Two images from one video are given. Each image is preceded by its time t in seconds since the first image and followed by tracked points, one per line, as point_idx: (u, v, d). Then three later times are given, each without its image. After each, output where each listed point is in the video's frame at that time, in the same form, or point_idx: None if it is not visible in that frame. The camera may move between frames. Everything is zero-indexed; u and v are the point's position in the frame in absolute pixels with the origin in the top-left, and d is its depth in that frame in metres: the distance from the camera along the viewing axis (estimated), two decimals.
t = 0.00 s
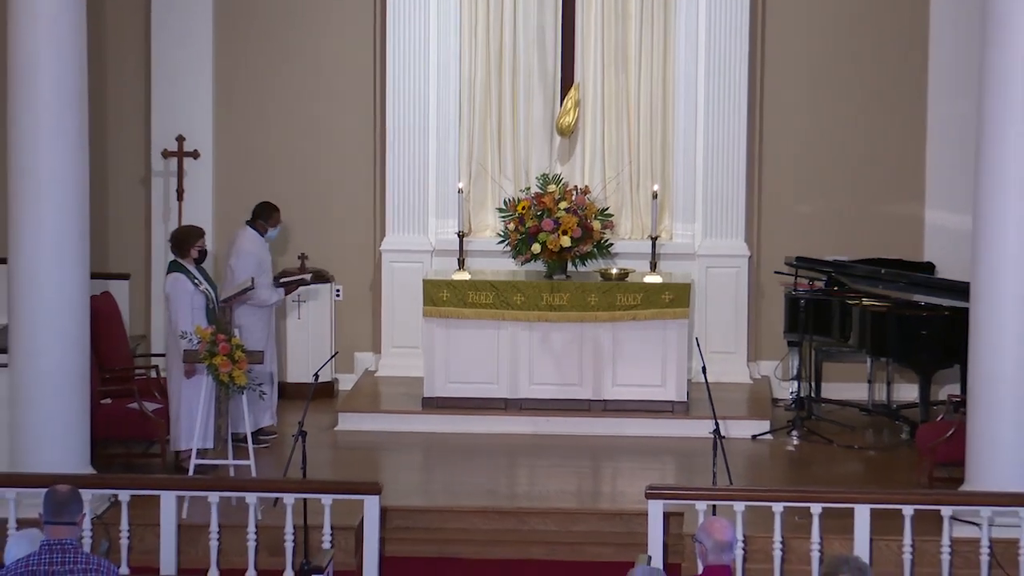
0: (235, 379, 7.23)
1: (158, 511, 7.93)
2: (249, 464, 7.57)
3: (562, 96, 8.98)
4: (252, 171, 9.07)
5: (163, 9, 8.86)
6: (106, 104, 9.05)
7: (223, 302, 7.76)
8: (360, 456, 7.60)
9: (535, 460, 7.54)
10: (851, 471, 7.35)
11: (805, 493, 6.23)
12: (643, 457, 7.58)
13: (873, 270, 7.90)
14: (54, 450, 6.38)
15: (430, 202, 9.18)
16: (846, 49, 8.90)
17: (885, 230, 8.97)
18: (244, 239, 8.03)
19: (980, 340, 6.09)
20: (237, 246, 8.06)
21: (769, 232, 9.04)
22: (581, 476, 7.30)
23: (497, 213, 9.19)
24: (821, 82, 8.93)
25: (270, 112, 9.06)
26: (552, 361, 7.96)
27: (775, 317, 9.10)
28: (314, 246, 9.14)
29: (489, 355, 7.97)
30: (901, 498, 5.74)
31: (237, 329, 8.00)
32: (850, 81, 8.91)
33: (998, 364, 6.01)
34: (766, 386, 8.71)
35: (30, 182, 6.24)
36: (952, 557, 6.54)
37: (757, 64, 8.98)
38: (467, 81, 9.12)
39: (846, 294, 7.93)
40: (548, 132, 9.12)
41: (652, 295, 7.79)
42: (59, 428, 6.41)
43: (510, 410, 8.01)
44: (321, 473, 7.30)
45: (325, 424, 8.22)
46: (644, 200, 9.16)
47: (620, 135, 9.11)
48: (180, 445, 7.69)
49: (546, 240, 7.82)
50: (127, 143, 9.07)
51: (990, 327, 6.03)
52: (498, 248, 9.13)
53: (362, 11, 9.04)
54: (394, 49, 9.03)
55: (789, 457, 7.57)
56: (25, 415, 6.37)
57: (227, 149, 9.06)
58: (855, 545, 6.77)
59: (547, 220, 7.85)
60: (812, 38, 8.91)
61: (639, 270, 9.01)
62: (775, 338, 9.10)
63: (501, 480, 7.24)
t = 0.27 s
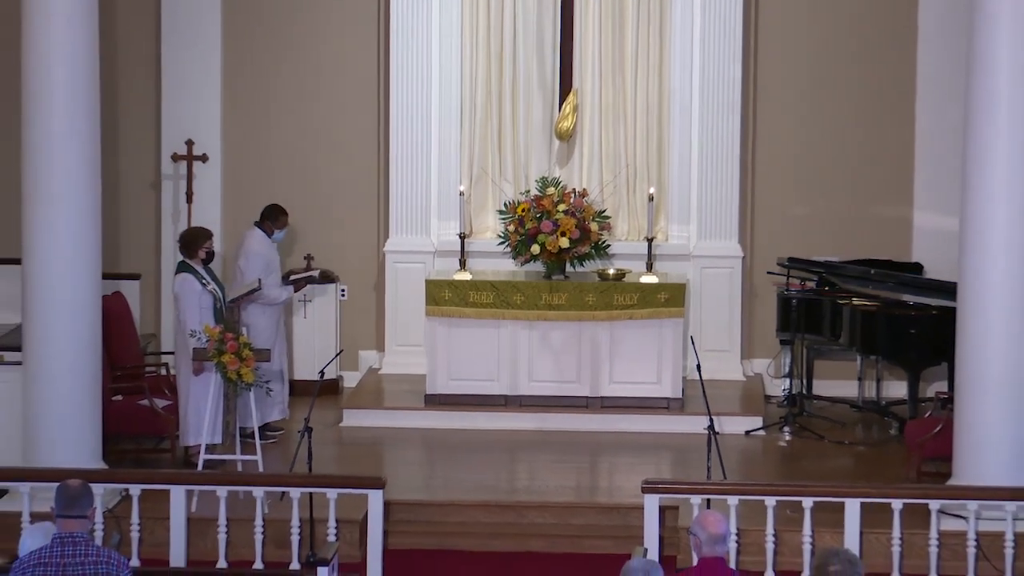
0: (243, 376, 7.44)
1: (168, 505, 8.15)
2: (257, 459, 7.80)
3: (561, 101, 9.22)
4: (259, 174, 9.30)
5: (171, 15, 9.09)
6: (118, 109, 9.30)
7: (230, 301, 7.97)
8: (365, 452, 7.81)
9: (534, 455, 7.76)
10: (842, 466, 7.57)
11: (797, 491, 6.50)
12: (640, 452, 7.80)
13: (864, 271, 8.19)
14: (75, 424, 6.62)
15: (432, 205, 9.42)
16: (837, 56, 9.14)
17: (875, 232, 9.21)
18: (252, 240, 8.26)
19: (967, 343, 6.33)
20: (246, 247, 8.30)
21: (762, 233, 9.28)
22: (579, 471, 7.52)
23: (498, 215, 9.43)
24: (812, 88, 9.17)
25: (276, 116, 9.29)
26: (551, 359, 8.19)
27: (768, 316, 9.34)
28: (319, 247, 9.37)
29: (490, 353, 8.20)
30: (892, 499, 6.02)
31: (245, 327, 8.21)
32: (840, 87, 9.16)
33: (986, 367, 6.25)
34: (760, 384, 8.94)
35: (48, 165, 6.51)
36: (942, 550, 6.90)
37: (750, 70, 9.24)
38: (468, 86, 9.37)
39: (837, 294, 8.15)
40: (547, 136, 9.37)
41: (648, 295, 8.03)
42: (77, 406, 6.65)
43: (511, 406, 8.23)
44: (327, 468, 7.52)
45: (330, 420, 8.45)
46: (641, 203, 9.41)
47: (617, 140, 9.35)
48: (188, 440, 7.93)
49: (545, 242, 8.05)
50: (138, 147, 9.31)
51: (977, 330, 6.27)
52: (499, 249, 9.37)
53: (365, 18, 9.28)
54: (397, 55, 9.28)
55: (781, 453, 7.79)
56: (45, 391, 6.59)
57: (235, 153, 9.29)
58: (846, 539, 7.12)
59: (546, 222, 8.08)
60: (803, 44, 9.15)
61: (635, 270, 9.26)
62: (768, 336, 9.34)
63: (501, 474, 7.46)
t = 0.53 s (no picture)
0: (252, 374, 7.72)
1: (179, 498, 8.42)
2: (266, 453, 8.08)
3: (560, 107, 9.50)
4: (269, 178, 9.59)
5: (182, 23, 9.37)
6: (131, 115, 9.59)
7: (239, 301, 8.24)
8: (370, 446, 8.08)
9: (533, 450, 8.04)
10: (831, 460, 7.84)
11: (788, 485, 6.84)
12: (636, 447, 8.07)
13: (851, 271, 8.51)
14: (88, 414, 6.97)
15: (435, 207, 9.72)
16: (828, 64, 9.45)
17: (864, 234, 9.51)
18: (261, 242, 8.55)
19: (951, 342, 6.71)
20: (256, 249, 8.58)
21: (755, 235, 9.58)
22: (577, 465, 7.79)
23: (498, 218, 9.72)
24: (804, 94, 9.47)
25: (285, 121, 9.58)
26: (550, 357, 8.48)
27: (759, 315, 9.64)
28: (326, 248, 9.65)
29: (491, 351, 8.48)
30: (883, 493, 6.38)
31: (255, 325, 8.53)
32: (831, 93, 9.45)
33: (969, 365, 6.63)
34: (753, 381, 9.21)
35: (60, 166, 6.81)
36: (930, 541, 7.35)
37: (743, 77, 9.54)
38: (469, 92, 9.64)
39: (826, 293, 8.42)
40: (546, 141, 9.65)
41: (644, 295, 8.31)
42: (91, 393, 7.00)
43: (511, 402, 8.51)
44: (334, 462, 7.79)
45: (335, 416, 8.72)
46: (637, 206, 9.69)
47: (614, 144, 9.62)
48: (199, 436, 8.25)
49: (545, 244, 8.32)
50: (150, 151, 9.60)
51: (960, 330, 6.65)
52: (500, 250, 9.66)
53: (371, 26, 9.57)
54: (402, 62, 9.57)
55: (772, 447, 8.06)
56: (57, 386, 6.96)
57: (244, 157, 9.57)
58: (837, 531, 7.54)
59: (546, 224, 8.35)
60: (795, 52, 9.45)
61: (631, 271, 9.54)
62: (759, 335, 9.64)
63: (502, 468, 7.73)
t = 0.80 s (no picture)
0: (261, 370, 8.00)
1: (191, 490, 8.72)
2: (274, 448, 8.37)
3: (558, 113, 9.84)
4: (276, 181, 9.90)
5: (194, 33, 9.70)
6: (143, 120, 9.88)
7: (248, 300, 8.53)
8: (375, 440, 8.38)
9: (533, 444, 8.33)
10: (820, 454, 8.12)
11: (781, 477, 7.22)
12: (632, 441, 8.36)
13: (840, 271, 8.84)
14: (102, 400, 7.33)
15: (438, 210, 10.04)
16: (818, 70, 9.76)
17: (853, 236, 9.82)
18: (271, 247, 8.84)
19: (937, 342, 7.17)
20: (265, 253, 8.88)
21: (747, 236, 9.89)
22: (575, 459, 8.09)
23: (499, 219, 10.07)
24: (794, 100, 9.77)
25: (293, 127, 9.90)
26: (549, 354, 8.80)
27: (751, 315, 9.94)
28: (333, 249, 9.96)
29: (492, 349, 8.80)
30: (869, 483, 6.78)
31: (265, 325, 8.86)
32: (821, 99, 9.76)
33: (953, 363, 7.06)
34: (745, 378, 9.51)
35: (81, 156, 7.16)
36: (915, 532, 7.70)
37: (735, 83, 9.85)
38: (471, 100, 9.98)
39: (816, 293, 8.70)
40: (545, 146, 10.00)
41: (639, 295, 8.63)
42: (106, 388, 7.36)
43: (511, 398, 8.80)
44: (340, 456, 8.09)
45: (341, 411, 9.01)
46: (633, 208, 10.04)
47: (610, 150, 10.00)
48: (210, 431, 8.50)
49: (544, 245, 8.63)
50: (161, 155, 9.89)
51: (945, 330, 7.11)
52: (501, 251, 10.00)
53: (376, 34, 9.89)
54: (405, 70, 9.89)
55: (763, 441, 8.34)
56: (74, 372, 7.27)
57: (253, 161, 9.88)
58: (826, 523, 7.90)
59: (545, 226, 8.65)
60: (786, 59, 9.76)
61: (628, 271, 9.88)
62: (751, 333, 9.95)
63: (502, 462, 8.02)
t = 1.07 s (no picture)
0: (268, 368, 8.22)
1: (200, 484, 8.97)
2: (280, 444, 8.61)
3: (557, 117, 10.08)
4: (283, 183, 10.17)
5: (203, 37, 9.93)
6: (153, 124, 10.11)
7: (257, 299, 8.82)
8: (380, 436, 8.63)
9: (533, 440, 8.58)
10: (812, 450, 8.36)
11: (774, 472, 7.49)
12: (629, 437, 8.61)
13: (831, 271, 9.06)
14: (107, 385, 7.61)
15: (440, 211, 10.30)
16: (812, 75, 10.02)
17: (844, 237, 10.10)
18: (278, 248, 9.07)
19: (923, 342, 7.51)
20: (272, 254, 9.11)
21: (741, 238, 10.15)
22: (573, 454, 8.34)
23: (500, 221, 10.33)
24: (787, 106, 10.04)
25: (300, 131, 10.18)
26: (548, 352, 9.07)
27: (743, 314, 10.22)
28: (338, 250, 10.23)
29: (493, 347, 9.05)
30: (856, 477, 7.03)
31: (271, 324, 9.09)
32: (813, 104, 10.03)
33: (937, 362, 7.41)
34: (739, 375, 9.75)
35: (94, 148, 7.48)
36: (903, 525, 7.97)
37: (729, 89, 10.11)
38: (473, 105, 10.24)
39: (808, 292, 8.94)
40: (544, 149, 10.25)
41: (636, 294, 8.93)
42: (118, 379, 7.64)
43: (511, 395, 9.05)
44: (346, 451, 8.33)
45: (346, 408, 9.26)
46: (630, 210, 10.28)
47: (608, 153, 10.24)
48: (221, 425, 8.79)
49: (543, 246, 8.88)
50: (171, 158, 10.13)
51: (930, 331, 7.44)
52: (501, 252, 10.25)
53: (380, 41, 10.17)
54: (408, 76, 10.16)
55: (757, 437, 8.59)
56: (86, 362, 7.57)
57: (260, 164, 10.16)
58: (817, 517, 8.19)
59: (544, 228, 8.90)
60: (779, 66, 10.03)
61: (624, 271, 10.13)
62: (744, 331, 10.23)
63: (503, 457, 8.26)
